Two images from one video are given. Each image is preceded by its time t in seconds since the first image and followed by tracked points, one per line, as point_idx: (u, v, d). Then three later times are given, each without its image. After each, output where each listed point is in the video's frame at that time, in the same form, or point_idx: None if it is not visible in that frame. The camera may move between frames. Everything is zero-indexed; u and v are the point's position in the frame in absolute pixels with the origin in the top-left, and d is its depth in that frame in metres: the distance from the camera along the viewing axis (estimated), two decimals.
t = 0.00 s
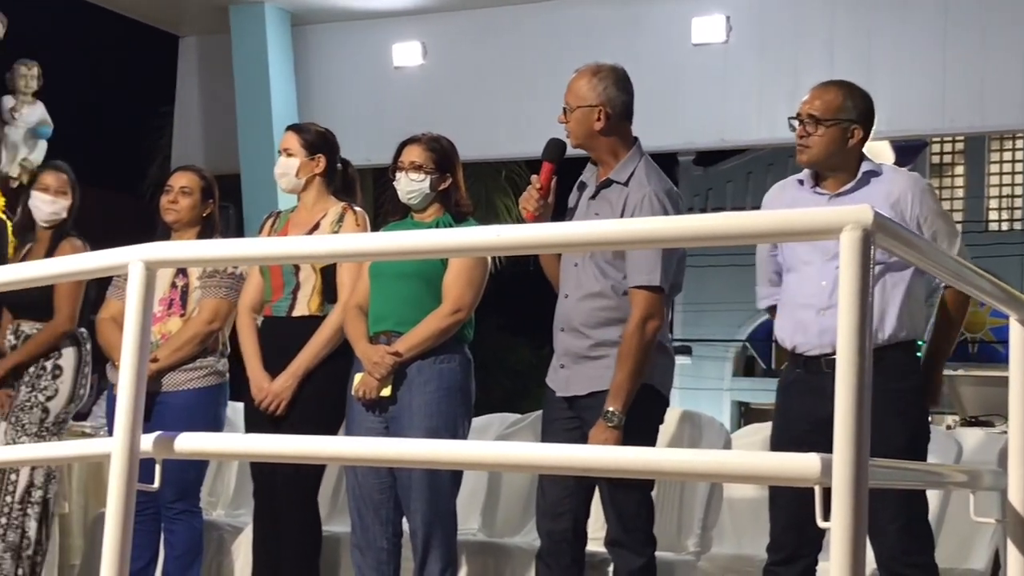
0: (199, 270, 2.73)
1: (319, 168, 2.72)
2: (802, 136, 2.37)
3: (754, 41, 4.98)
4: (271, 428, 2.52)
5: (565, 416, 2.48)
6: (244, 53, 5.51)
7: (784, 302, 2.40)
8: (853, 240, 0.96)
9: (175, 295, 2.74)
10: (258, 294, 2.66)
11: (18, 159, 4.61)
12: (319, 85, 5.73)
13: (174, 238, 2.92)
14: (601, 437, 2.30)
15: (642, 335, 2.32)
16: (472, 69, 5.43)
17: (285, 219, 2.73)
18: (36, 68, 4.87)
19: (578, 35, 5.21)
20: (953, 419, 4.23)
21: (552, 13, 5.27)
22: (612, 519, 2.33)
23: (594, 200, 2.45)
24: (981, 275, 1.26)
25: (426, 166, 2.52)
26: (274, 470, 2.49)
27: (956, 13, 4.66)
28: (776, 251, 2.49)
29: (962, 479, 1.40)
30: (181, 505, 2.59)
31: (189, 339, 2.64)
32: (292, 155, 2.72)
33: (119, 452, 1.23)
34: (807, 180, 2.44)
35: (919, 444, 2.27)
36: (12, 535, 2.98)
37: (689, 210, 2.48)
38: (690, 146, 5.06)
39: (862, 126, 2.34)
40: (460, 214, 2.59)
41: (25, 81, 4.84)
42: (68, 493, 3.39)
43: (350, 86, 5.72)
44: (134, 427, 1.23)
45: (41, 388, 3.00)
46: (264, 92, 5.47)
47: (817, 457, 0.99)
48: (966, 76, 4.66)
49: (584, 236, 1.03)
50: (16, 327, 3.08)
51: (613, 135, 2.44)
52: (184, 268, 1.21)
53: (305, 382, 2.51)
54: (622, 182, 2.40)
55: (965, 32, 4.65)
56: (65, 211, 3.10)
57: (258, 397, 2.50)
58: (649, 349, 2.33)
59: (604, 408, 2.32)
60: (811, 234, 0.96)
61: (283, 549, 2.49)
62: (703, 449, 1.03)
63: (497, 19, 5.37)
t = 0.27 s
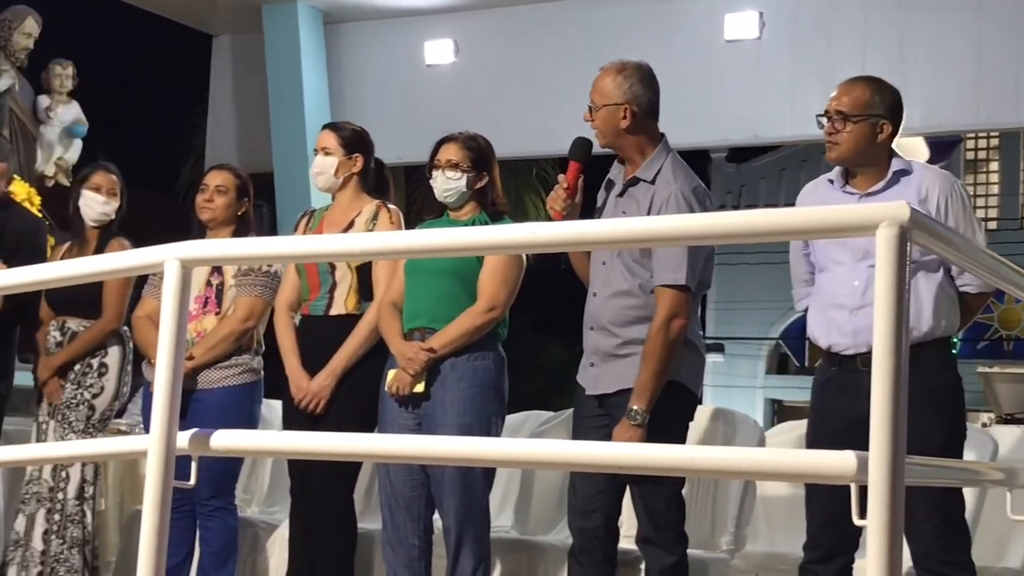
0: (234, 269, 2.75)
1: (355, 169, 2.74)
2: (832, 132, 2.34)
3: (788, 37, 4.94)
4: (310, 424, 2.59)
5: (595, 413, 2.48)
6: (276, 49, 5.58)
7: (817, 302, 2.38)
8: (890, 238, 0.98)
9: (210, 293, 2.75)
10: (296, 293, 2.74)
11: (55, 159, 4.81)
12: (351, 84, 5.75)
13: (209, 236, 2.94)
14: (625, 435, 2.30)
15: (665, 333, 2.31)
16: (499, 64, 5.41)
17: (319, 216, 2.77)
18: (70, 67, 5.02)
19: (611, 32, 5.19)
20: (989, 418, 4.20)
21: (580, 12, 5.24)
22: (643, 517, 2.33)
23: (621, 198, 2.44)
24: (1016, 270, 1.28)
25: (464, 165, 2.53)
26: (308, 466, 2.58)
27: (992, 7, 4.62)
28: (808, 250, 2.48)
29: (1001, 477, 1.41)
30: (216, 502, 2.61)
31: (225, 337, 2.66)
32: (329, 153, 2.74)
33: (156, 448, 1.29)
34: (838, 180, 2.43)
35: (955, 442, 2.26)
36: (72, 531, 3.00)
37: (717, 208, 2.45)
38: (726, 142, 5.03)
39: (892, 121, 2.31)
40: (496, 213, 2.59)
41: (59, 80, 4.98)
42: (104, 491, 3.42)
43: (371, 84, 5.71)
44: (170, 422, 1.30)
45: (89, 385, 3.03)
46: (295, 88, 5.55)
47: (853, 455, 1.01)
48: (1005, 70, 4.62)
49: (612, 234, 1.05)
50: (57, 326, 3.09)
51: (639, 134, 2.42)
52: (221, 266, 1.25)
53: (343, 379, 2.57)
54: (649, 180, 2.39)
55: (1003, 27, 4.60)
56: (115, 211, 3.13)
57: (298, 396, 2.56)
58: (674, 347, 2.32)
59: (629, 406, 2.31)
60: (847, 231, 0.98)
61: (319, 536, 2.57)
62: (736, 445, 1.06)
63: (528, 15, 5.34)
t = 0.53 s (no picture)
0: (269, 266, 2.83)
1: (396, 167, 2.83)
2: (870, 129, 2.32)
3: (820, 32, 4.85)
4: (344, 419, 2.64)
5: (624, 409, 2.49)
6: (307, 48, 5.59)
7: (851, 299, 2.38)
8: (927, 234, 0.97)
9: (246, 290, 2.83)
10: (331, 289, 2.80)
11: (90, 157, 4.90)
12: (380, 80, 5.76)
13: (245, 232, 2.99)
14: (657, 431, 2.30)
15: (698, 329, 2.30)
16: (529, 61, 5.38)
17: (354, 214, 2.86)
18: (106, 66, 5.06)
19: (640, 28, 5.15)
20: None
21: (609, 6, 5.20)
22: (672, 512, 2.32)
23: (654, 193, 2.44)
24: None
25: (504, 162, 2.58)
26: (343, 462, 2.62)
27: None
28: (841, 248, 2.48)
29: None
30: (252, 498, 2.68)
31: (262, 332, 2.72)
32: (373, 152, 2.81)
33: (194, 442, 1.32)
34: (868, 178, 2.42)
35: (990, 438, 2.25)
36: (124, 527, 3.03)
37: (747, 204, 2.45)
38: (757, 138, 4.97)
39: (929, 114, 2.30)
40: (536, 209, 2.63)
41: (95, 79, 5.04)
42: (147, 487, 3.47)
43: (399, 80, 5.71)
44: (207, 416, 1.33)
45: (143, 384, 3.08)
46: (328, 90, 5.55)
47: (889, 451, 1.02)
48: None
49: (649, 230, 1.06)
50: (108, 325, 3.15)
51: (673, 128, 2.43)
52: (260, 261, 1.29)
53: (379, 373, 2.62)
54: (682, 175, 2.39)
55: None
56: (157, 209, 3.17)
57: (333, 391, 2.62)
58: (706, 347, 2.30)
59: (661, 403, 2.31)
60: (883, 227, 0.98)
61: (353, 527, 2.62)
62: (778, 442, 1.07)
63: (562, 11, 5.30)
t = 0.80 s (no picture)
0: (304, 262, 2.89)
1: (436, 164, 2.88)
2: (908, 123, 2.31)
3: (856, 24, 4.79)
4: (376, 413, 2.65)
5: (654, 404, 2.48)
6: (341, 44, 5.65)
7: (886, 295, 2.38)
8: (966, 227, 0.93)
9: (282, 286, 2.89)
10: (364, 283, 2.83)
11: (126, 154, 5.03)
12: (415, 75, 5.80)
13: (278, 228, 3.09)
14: (689, 424, 2.28)
15: (733, 322, 2.30)
16: (564, 59, 5.37)
17: (389, 209, 2.91)
18: (141, 64, 5.23)
19: (675, 23, 5.13)
20: None
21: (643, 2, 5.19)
22: (701, 509, 2.32)
23: (689, 187, 2.45)
24: None
25: (545, 159, 2.62)
26: (375, 456, 2.63)
27: None
28: (875, 243, 2.48)
29: None
30: (288, 492, 2.75)
31: (296, 329, 2.77)
32: (413, 149, 2.83)
33: (230, 439, 1.33)
34: (903, 173, 2.41)
35: None
36: (169, 519, 3.05)
37: (786, 199, 2.45)
38: (793, 133, 4.91)
39: (966, 109, 2.30)
40: (577, 206, 2.68)
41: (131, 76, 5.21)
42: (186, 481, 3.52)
43: (437, 79, 5.75)
44: (244, 415, 1.33)
45: (192, 377, 3.13)
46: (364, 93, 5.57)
47: (928, 448, 0.99)
48: None
49: (687, 224, 1.03)
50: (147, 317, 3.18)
51: (712, 118, 2.45)
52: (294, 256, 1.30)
53: (408, 368, 2.63)
54: (719, 168, 2.40)
55: None
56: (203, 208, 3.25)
57: (365, 383, 2.63)
58: (742, 337, 2.30)
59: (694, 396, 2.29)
60: (932, 220, 0.93)
61: (388, 525, 2.62)
62: (819, 440, 1.04)
63: (599, 5, 5.29)
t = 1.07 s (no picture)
0: (333, 258, 2.91)
1: (466, 160, 2.88)
2: (944, 116, 2.30)
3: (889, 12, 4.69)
4: (404, 407, 2.65)
5: (681, 399, 2.48)
6: (367, 40, 5.66)
7: (919, 289, 2.37)
8: (998, 223, 1.01)
9: (312, 282, 2.91)
10: (393, 280, 2.85)
11: (156, 151, 5.12)
12: (442, 71, 5.81)
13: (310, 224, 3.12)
14: (720, 411, 2.29)
15: (766, 310, 2.30)
16: (591, 53, 5.36)
17: (417, 206, 2.91)
18: (171, 61, 5.26)
19: (702, 17, 5.08)
20: None
21: None
22: (731, 505, 2.32)
23: (725, 178, 2.52)
24: None
25: (579, 154, 2.63)
26: (407, 450, 2.64)
27: None
28: (909, 237, 2.46)
29: None
30: (317, 488, 2.76)
31: (326, 325, 2.79)
32: (444, 145, 2.84)
33: (262, 432, 1.38)
34: (937, 166, 2.40)
35: None
36: (218, 519, 3.09)
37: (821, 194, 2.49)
38: (822, 127, 4.85)
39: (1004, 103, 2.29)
40: (611, 201, 2.68)
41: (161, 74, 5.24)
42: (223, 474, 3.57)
43: (461, 73, 5.76)
44: (276, 409, 1.38)
45: (231, 376, 3.18)
46: (390, 87, 5.58)
47: (961, 442, 1.09)
48: None
49: (723, 219, 1.13)
50: (186, 315, 3.23)
51: (752, 109, 2.52)
52: (325, 252, 1.36)
53: (436, 364, 2.63)
54: (755, 158, 2.47)
55: None
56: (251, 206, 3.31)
57: (393, 378, 2.64)
58: (774, 325, 2.30)
59: (726, 382, 2.30)
60: (957, 214, 1.02)
61: (417, 519, 2.63)
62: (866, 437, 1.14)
63: None
